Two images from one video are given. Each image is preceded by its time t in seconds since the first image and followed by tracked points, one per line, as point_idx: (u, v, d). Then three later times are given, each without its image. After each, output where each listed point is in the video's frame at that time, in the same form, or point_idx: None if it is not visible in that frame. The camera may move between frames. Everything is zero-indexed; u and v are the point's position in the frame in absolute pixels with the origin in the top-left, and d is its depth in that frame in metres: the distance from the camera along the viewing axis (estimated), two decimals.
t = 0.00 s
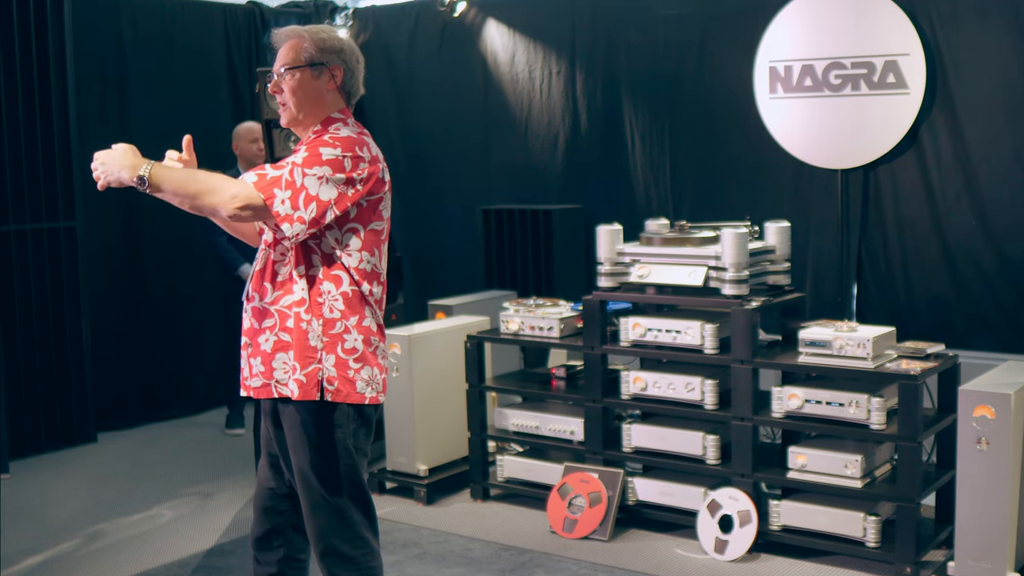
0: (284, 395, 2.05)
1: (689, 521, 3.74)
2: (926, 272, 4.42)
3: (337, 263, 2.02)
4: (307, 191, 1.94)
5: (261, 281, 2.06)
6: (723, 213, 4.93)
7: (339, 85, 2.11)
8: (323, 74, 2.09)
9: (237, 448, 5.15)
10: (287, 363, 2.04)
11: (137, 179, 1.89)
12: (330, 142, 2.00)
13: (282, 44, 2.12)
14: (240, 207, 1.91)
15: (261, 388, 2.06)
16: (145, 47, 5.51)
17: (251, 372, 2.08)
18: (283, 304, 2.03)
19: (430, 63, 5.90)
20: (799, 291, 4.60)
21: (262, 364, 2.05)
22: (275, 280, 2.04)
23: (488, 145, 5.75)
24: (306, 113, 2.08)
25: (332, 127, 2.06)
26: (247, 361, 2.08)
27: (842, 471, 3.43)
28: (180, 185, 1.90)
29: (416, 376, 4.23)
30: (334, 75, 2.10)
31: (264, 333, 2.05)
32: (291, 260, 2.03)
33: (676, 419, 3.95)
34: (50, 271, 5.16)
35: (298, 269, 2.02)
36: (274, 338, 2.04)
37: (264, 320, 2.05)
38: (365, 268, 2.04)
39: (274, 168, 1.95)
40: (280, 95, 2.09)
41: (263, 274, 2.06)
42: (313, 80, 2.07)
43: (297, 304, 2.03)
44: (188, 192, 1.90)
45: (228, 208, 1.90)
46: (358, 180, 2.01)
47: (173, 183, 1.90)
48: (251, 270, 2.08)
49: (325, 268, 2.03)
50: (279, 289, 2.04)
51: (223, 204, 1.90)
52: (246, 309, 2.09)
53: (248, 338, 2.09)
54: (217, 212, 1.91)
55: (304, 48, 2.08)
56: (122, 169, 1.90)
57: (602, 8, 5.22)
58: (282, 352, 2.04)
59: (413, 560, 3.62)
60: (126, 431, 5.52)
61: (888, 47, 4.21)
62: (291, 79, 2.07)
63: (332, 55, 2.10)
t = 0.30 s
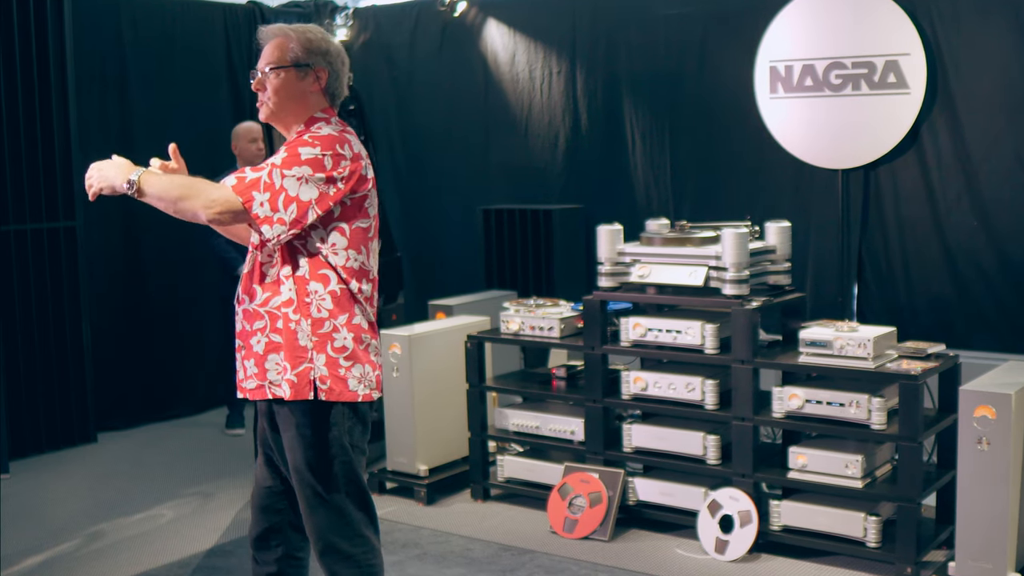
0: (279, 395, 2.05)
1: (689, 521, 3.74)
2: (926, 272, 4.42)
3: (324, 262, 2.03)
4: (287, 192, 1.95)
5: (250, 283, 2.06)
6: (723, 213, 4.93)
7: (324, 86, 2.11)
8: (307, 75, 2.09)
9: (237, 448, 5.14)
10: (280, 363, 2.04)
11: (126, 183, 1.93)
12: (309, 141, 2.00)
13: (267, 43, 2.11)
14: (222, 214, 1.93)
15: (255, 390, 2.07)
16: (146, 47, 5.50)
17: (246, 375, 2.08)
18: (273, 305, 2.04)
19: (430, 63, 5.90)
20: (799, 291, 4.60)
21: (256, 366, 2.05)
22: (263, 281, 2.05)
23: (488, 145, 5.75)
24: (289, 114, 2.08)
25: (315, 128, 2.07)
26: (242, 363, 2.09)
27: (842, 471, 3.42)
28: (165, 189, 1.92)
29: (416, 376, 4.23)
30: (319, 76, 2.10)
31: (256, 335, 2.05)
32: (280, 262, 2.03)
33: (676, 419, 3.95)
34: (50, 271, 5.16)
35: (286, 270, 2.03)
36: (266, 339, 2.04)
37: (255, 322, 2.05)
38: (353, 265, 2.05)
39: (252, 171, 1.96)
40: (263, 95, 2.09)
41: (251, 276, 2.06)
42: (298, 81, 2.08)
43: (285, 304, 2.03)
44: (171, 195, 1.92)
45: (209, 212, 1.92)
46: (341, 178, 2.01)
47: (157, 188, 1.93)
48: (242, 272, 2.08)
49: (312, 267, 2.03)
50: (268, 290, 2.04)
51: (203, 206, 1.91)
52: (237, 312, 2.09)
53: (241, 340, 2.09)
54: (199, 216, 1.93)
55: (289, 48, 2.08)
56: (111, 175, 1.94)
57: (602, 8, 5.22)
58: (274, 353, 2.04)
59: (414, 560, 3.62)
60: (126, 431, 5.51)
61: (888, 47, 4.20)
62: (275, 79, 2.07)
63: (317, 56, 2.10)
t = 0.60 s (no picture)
0: (257, 400, 2.11)
1: (690, 521, 3.74)
2: (927, 271, 4.41)
3: (313, 270, 2.08)
4: (289, 205, 1.99)
5: (233, 290, 2.10)
6: (724, 213, 4.93)
7: (296, 89, 2.16)
8: (279, 76, 2.13)
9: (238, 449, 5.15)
10: (260, 369, 2.10)
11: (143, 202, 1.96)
12: (299, 150, 2.05)
13: (240, 40, 2.16)
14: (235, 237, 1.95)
15: (232, 394, 2.12)
16: (146, 47, 5.50)
17: (222, 378, 2.13)
18: (256, 313, 2.10)
19: (430, 63, 5.90)
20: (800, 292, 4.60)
21: (234, 371, 2.11)
22: (247, 289, 2.09)
23: (488, 146, 5.75)
24: (259, 113, 2.13)
25: (286, 130, 2.13)
26: (218, 367, 2.14)
27: (843, 472, 3.42)
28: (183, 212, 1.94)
29: (417, 376, 4.23)
30: (291, 79, 2.15)
31: (236, 341, 2.11)
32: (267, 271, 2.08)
33: (677, 420, 3.94)
34: (50, 271, 5.17)
35: (273, 280, 2.07)
36: (246, 346, 2.10)
37: (236, 328, 2.10)
38: (342, 266, 2.12)
39: (251, 188, 1.99)
40: (234, 91, 2.14)
41: (234, 283, 2.09)
42: (268, 80, 2.13)
43: (274, 312, 2.08)
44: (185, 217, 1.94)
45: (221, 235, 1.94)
46: (329, 183, 2.08)
47: (172, 207, 1.95)
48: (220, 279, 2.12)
49: (299, 275, 2.08)
50: (251, 298, 2.09)
51: (214, 229, 1.93)
52: (217, 316, 2.13)
53: (218, 343, 2.14)
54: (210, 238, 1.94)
55: (262, 47, 2.13)
56: (126, 186, 1.98)
57: (603, 8, 5.22)
58: (255, 359, 2.10)
59: (414, 560, 3.62)
60: (126, 431, 5.52)
61: (889, 47, 4.19)
62: (246, 77, 2.12)
63: (290, 58, 2.15)
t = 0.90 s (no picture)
0: (237, 395, 2.13)
1: (690, 521, 3.74)
2: (927, 272, 4.41)
3: (297, 263, 2.12)
4: (277, 195, 2.04)
5: (215, 283, 2.13)
6: (724, 214, 4.92)
7: (275, 90, 2.19)
8: (258, 77, 2.16)
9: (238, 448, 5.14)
10: (241, 362, 2.13)
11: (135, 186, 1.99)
12: (285, 142, 2.09)
13: (217, 41, 2.17)
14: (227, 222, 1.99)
15: (211, 390, 2.14)
16: (146, 47, 5.49)
17: (201, 374, 2.15)
18: (239, 305, 2.13)
19: (430, 62, 5.89)
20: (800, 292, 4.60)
21: (214, 365, 2.13)
22: (230, 282, 2.12)
23: (488, 146, 5.74)
24: (237, 113, 2.16)
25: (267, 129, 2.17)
26: (198, 363, 2.15)
27: (844, 472, 3.42)
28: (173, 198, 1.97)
29: (417, 376, 4.22)
30: (270, 80, 2.18)
31: (216, 335, 2.13)
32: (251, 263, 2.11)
33: (677, 420, 3.94)
34: (50, 271, 5.16)
35: (259, 271, 2.11)
36: (227, 339, 2.13)
37: (218, 322, 2.13)
38: (323, 262, 2.15)
39: (242, 176, 2.03)
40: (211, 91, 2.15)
41: (217, 276, 2.12)
42: (247, 81, 2.15)
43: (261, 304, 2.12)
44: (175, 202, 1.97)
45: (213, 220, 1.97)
46: (314, 178, 2.12)
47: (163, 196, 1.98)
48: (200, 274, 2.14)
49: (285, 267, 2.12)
50: (235, 291, 2.12)
51: (208, 214, 1.96)
52: (197, 312, 2.15)
53: (197, 339, 2.16)
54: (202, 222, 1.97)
55: (241, 48, 2.14)
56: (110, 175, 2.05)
57: (604, 7, 5.21)
58: (237, 352, 2.13)
59: (415, 560, 3.61)
60: (126, 431, 5.52)
61: (890, 47, 4.18)
62: (225, 78, 2.14)
63: (268, 60, 2.17)
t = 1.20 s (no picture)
0: (236, 377, 2.09)
1: (690, 522, 3.73)
2: (928, 272, 4.41)
3: (280, 249, 2.14)
4: (261, 158, 2.02)
5: (203, 268, 2.11)
6: (724, 214, 4.92)
7: (267, 86, 2.18)
8: (251, 75, 2.14)
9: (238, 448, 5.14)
10: (238, 345, 2.10)
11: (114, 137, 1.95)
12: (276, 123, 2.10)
13: (209, 38, 2.14)
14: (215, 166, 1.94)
15: (209, 377, 2.09)
16: (146, 47, 5.49)
17: (195, 363, 2.10)
18: (230, 289, 2.10)
19: (430, 62, 5.89)
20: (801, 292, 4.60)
21: (210, 352, 2.09)
22: (220, 266, 2.10)
23: (489, 145, 5.74)
24: (230, 109, 2.14)
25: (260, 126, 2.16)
26: (192, 353, 2.11)
27: (845, 472, 3.41)
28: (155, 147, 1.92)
29: (417, 375, 4.22)
30: (262, 77, 2.17)
31: (210, 320, 2.09)
32: (237, 245, 2.10)
33: (678, 420, 3.94)
34: (50, 271, 5.16)
35: (245, 253, 2.10)
36: (222, 324, 2.09)
37: (210, 307, 2.09)
38: (302, 253, 2.18)
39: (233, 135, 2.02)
40: (203, 88, 2.12)
41: (205, 262, 2.11)
42: (240, 79, 2.13)
43: (247, 286, 2.10)
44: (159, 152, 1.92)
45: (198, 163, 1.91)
46: (299, 161, 2.12)
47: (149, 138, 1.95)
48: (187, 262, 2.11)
49: (271, 253, 2.13)
50: (226, 274, 2.10)
51: (191, 152, 1.90)
52: (185, 302, 2.12)
53: (189, 329, 2.11)
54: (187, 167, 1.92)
55: (234, 45, 2.12)
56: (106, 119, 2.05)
57: (605, 7, 5.21)
58: (232, 336, 2.09)
59: (415, 561, 3.61)
60: (126, 431, 5.52)
61: (891, 46, 4.17)
62: (219, 75, 2.11)
63: (261, 57, 2.16)
